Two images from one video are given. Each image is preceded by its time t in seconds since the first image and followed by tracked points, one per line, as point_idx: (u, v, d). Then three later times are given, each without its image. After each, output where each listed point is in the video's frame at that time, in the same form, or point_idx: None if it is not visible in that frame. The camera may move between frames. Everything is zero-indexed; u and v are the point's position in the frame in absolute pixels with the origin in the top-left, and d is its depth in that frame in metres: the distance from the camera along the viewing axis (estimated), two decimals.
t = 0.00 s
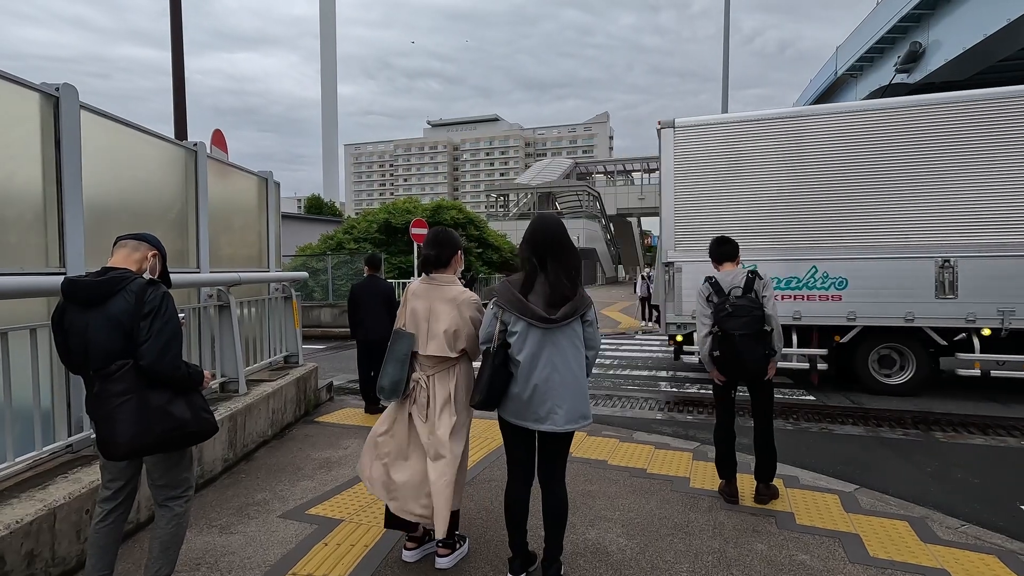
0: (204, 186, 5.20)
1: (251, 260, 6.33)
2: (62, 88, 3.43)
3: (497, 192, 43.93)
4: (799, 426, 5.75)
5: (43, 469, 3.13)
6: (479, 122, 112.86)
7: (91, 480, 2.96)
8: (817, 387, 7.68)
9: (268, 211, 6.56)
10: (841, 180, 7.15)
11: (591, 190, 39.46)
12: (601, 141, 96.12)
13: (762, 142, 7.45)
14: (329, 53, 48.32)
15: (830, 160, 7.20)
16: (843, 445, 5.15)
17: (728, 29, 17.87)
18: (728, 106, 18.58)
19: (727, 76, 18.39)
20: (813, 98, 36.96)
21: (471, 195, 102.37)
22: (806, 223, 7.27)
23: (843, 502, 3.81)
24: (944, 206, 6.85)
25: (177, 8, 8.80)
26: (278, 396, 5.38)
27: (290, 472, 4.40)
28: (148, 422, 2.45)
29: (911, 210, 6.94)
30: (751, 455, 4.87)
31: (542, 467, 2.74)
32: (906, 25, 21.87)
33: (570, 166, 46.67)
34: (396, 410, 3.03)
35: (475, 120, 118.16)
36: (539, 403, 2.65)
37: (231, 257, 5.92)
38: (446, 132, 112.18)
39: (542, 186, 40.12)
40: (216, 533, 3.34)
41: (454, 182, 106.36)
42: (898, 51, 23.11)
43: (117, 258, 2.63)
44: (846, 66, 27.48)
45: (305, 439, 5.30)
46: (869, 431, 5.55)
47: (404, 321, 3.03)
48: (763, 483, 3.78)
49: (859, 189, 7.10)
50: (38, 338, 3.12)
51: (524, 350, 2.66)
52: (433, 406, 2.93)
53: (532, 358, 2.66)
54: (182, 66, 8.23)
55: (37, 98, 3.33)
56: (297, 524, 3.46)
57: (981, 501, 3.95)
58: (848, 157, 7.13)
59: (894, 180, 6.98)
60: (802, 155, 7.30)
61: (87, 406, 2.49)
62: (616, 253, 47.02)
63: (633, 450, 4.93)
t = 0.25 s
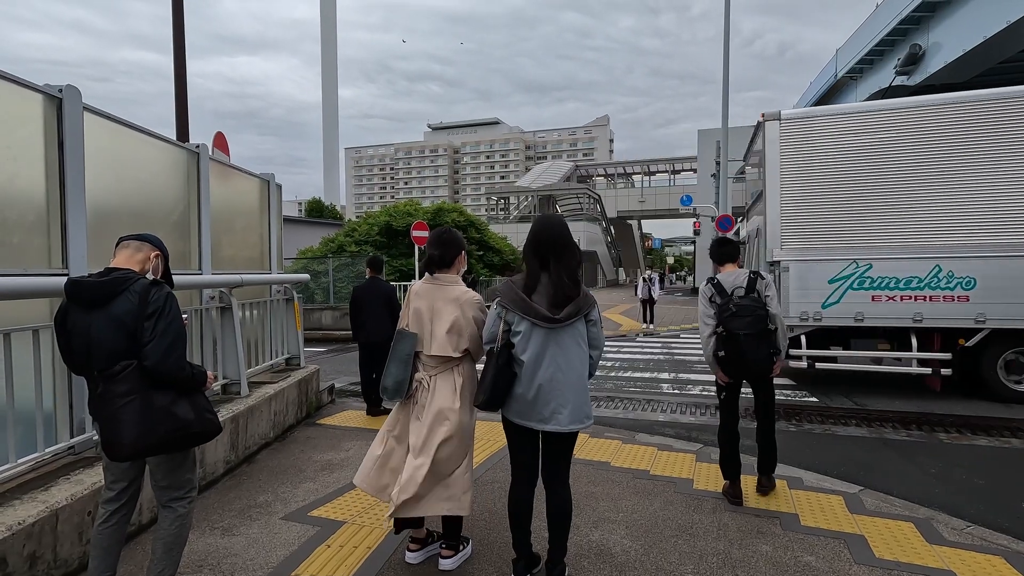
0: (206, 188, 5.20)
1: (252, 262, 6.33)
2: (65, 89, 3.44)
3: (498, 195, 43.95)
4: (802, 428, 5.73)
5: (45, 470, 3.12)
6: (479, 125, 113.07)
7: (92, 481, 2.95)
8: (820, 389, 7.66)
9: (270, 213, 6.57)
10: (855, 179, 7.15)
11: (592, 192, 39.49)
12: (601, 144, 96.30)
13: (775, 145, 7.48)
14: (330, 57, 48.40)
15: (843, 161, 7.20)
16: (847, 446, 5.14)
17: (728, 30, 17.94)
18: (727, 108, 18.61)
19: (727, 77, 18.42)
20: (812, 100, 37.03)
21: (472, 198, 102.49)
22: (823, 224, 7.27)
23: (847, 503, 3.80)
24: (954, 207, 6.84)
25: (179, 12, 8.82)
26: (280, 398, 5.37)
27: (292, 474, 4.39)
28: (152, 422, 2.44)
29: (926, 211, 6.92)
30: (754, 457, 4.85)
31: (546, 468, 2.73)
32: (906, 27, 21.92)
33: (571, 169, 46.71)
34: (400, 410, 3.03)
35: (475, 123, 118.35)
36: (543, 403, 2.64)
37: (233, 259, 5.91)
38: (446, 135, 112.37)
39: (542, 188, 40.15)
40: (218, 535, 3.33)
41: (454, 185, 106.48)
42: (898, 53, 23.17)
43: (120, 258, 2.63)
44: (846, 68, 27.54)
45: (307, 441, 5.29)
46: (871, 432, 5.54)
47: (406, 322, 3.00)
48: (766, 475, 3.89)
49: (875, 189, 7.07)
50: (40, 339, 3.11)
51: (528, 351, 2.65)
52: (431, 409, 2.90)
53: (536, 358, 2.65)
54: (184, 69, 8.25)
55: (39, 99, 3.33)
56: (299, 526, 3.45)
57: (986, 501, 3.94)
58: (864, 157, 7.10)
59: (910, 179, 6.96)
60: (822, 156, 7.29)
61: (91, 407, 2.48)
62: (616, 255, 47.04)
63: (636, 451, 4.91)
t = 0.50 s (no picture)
0: (203, 190, 5.18)
1: (251, 263, 6.31)
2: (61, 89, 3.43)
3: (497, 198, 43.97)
4: (803, 429, 5.71)
5: (40, 473, 3.09)
6: (479, 128, 113.24)
7: (87, 483, 2.92)
8: (819, 390, 7.64)
9: (268, 214, 6.55)
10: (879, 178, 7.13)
11: (591, 194, 39.51)
12: (601, 146, 96.44)
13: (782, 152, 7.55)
14: (330, 60, 48.50)
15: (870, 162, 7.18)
16: (848, 447, 5.12)
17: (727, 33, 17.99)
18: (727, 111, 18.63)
19: (726, 80, 18.44)
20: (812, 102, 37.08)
21: (471, 201, 102.55)
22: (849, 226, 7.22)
23: (848, 505, 3.77)
24: (989, 202, 6.74)
25: (178, 14, 8.82)
26: (278, 400, 5.35)
27: (289, 476, 4.37)
28: (147, 423, 2.42)
29: (1013, 201, 6.67)
30: (754, 458, 4.83)
31: (545, 469, 2.71)
32: (905, 30, 21.96)
33: (570, 171, 46.76)
34: (396, 412, 3.01)
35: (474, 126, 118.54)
36: (542, 403, 2.62)
37: (231, 260, 5.90)
38: (446, 138, 112.53)
39: (542, 191, 40.17)
40: (215, 538, 3.30)
41: (454, 188, 106.57)
42: (897, 55, 23.21)
43: (116, 259, 2.61)
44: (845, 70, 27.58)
45: (305, 443, 5.26)
46: (872, 433, 5.52)
47: (403, 321, 3.00)
48: (762, 469, 4.02)
49: (949, 189, 6.86)
50: (34, 340, 3.09)
51: (527, 351, 2.63)
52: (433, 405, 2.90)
53: (534, 358, 2.63)
54: (182, 71, 8.24)
55: (34, 98, 3.31)
56: (296, 528, 3.42)
57: (987, 503, 3.91)
58: (925, 155, 6.95)
59: (939, 178, 6.90)
60: (893, 158, 7.13)
61: (86, 408, 2.46)
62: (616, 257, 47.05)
63: (636, 453, 4.89)
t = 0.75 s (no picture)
0: (194, 191, 5.13)
1: (243, 265, 6.25)
2: (47, 89, 3.38)
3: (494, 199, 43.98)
4: (799, 431, 5.68)
5: (23, 479, 3.04)
6: (475, 130, 113.30)
7: (71, 489, 2.87)
8: (815, 391, 7.63)
9: (261, 216, 6.50)
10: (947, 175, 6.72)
11: (588, 195, 39.51)
12: (597, 148, 96.53)
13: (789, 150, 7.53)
14: (327, 62, 48.53)
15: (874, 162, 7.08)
16: (843, 449, 5.09)
17: (722, 35, 18.04)
18: (722, 112, 18.69)
19: (721, 81, 18.48)
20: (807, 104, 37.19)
21: (468, 202, 102.60)
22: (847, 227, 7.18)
23: (844, 508, 3.74)
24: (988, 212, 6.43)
25: (170, 14, 8.76)
26: (271, 403, 5.30)
27: (281, 480, 4.32)
28: (132, 428, 2.37)
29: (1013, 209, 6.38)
30: (749, 460, 4.80)
31: (538, 474, 2.67)
32: (899, 32, 22.04)
33: (567, 173, 46.82)
34: (385, 415, 2.97)
35: (471, 127, 118.53)
36: (534, 407, 2.59)
37: (223, 262, 5.84)
38: (443, 139, 112.54)
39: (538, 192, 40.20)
40: (202, 544, 3.25)
41: (451, 189, 106.61)
42: (892, 57, 23.28)
43: (103, 260, 2.56)
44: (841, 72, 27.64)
45: (297, 446, 5.21)
46: (868, 435, 5.51)
47: (393, 322, 2.96)
48: (757, 471, 3.99)
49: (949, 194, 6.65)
50: (17, 344, 3.04)
51: (518, 353, 2.60)
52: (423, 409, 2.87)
53: (525, 360, 2.60)
54: (175, 72, 8.19)
55: (19, 98, 3.26)
56: (286, 533, 3.37)
57: (986, 506, 3.89)
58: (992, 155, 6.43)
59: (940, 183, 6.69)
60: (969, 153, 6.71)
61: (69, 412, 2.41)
62: (613, 259, 47.09)
63: (631, 456, 4.86)
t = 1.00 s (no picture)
0: (179, 192, 5.06)
1: (230, 266, 6.18)
2: (25, 86, 3.30)
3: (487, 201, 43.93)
4: (790, 431, 5.68)
5: None
6: (469, 131, 113.29)
7: (47, 495, 2.80)
8: (806, 392, 7.65)
9: (249, 217, 6.43)
10: None
11: (581, 197, 39.54)
12: (591, 150, 96.75)
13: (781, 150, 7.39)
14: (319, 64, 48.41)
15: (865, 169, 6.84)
16: (834, 450, 5.08)
17: (713, 38, 18.13)
18: (713, 114, 18.77)
19: (713, 83, 18.54)
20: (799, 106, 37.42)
21: (462, 204, 102.54)
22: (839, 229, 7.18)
23: (834, 508, 3.72)
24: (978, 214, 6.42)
25: (158, 13, 8.67)
26: (258, 406, 5.23)
27: (267, 484, 4.26)
28: (111, 430, 2.32)
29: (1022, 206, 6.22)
30: (740, 461, 4.78)
31: (525, 476, 2.63)
32: (888, 35, 22.20)
33: (560, 174, 46.85)
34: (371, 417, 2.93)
35: (465, 129, 118.46)
36: (520, 408, 2.55)
37: (209, 263, 5.77)
38: (437, 141, 112.49)
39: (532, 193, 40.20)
40: (184, 550, 3.19)
41: (444, 191, 106.49)
42: (881, 60, 23.45)
43: (82, 259, 2.50)
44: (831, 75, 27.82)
45: (285, 449, 5.15)
46: (859, 436, 5.50)
47: (379, 323, 2.92)
48: (747, 472, 3.99)
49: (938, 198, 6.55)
50: None
51: (504, 354, 2.57)
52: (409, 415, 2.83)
53: (512, 360, 2.56)
54: (162, 71, 8.09)
55: None
56: (271, 539, 3.31)
57: (975, 506, 3.89)
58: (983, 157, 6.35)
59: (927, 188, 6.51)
60: None
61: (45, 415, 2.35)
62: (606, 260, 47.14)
63: (621, 457, 4.82)
